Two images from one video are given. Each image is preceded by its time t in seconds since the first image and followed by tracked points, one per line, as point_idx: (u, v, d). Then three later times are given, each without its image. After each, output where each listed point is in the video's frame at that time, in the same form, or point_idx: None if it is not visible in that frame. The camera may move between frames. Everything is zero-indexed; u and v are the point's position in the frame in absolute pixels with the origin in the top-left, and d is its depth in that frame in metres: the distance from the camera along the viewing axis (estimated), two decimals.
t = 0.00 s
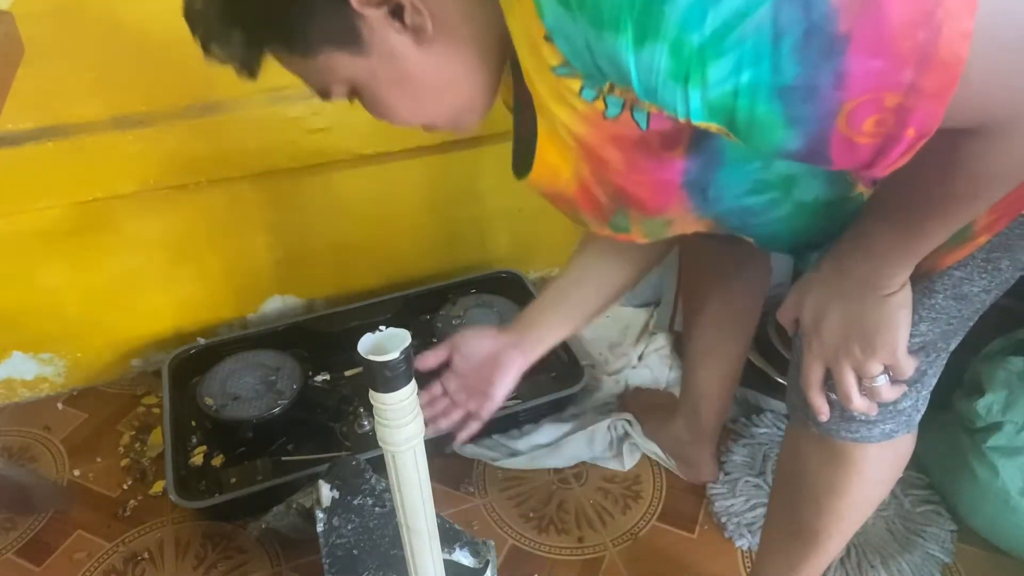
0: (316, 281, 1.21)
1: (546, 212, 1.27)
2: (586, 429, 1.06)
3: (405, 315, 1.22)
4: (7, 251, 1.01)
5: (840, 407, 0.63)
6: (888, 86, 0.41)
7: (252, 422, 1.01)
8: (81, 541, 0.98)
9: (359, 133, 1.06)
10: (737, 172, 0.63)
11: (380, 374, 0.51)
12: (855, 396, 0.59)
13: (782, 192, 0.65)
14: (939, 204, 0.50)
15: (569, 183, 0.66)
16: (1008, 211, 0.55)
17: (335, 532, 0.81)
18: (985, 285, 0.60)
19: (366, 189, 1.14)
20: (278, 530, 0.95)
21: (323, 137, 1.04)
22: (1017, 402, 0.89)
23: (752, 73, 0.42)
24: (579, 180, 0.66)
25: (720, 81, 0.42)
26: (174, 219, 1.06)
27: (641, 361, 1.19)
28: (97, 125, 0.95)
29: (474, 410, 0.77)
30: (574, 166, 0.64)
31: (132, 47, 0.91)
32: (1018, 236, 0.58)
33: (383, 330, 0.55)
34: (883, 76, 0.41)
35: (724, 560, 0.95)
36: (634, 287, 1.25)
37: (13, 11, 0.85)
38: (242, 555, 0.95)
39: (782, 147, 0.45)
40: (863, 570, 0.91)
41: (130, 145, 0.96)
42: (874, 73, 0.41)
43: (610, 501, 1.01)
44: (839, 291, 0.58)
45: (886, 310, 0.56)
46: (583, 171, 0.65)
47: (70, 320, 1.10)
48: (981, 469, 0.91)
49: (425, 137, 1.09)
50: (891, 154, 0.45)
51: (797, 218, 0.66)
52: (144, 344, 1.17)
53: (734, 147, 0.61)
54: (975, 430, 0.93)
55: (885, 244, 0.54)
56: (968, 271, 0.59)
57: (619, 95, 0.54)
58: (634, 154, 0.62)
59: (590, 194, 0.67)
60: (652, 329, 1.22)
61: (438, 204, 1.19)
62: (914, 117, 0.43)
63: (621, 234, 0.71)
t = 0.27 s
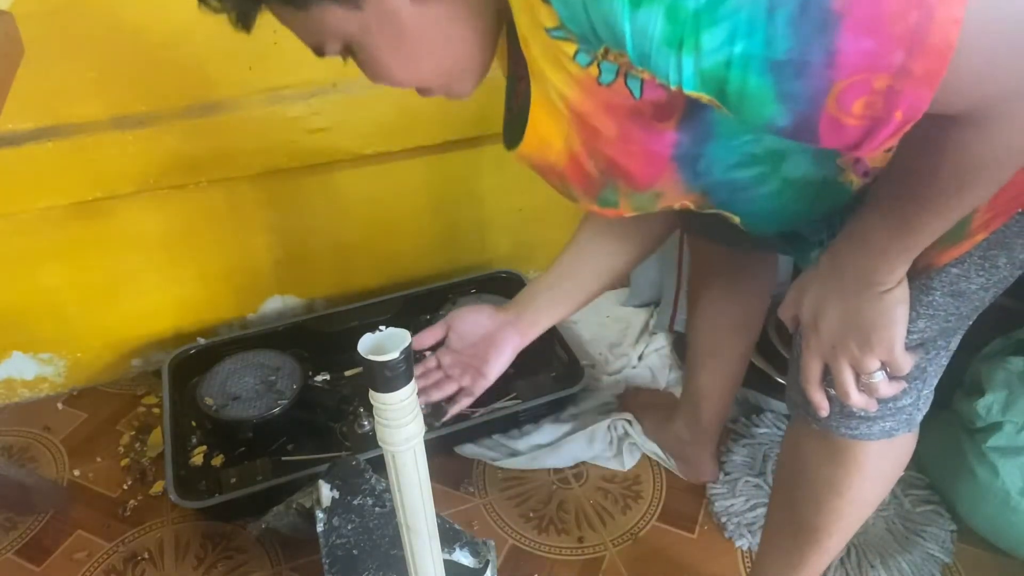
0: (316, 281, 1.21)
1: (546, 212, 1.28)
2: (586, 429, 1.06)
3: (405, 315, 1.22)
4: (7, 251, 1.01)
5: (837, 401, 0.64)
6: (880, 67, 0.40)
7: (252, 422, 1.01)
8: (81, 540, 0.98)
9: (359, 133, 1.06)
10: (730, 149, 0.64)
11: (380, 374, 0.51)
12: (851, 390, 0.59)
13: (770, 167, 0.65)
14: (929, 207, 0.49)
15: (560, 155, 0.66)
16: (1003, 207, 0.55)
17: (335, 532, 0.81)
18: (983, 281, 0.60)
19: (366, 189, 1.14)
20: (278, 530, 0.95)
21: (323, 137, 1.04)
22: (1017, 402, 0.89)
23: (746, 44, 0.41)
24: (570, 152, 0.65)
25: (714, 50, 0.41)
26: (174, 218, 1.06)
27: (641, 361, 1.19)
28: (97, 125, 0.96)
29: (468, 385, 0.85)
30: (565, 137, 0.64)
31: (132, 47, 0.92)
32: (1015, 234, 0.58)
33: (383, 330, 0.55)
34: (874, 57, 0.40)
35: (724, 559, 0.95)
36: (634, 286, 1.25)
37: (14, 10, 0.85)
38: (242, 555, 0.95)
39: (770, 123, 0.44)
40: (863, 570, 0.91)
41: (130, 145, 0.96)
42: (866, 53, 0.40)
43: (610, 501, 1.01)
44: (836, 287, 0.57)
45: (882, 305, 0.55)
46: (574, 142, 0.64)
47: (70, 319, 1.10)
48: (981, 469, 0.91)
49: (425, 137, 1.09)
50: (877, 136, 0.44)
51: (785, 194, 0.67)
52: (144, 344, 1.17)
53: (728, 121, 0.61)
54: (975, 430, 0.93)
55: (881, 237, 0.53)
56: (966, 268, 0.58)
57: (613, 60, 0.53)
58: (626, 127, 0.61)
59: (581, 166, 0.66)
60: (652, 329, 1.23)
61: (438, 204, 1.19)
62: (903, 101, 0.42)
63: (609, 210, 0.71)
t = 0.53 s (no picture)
0: (316, 281, 1.21)
1: (546, 213, 1.28)
2: (586, 429, 1.06)
3: (404, 315, 1.22)
4: (8, 251, 1.01)
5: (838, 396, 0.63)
6: (885, 39, 0.40)
7: (252, 422, 1.01)
8: (81, 541, 0.98)
9: (359, 133, 1.06)
10: (727, 130, 0.61)
11: (380, 374, 0.51)
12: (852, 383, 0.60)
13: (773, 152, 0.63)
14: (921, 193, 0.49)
15: (561, 122, 0.64)
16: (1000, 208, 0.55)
17: (335, 532, 0.81)
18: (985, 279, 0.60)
19: (366, 189, 1.14)
20: (278, 530, 0.95)
21: (322, 137, 1.04)
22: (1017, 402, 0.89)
23: (755, 7, 0.41)
24: (572, 120, 0.63)
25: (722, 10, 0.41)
26: (173, 218, 1.06)
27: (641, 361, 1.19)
28: (97, 125, 0.96)
29: (475, 367, 0.90)
30: (567, 106, 0.62)
31: (132, 46, 0.91)
32: (1011, 232, 0.58)
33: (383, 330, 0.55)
34: (880, 28, 0.39)
35: (723, 559, 0.95)
36: (634, 285, 1.25)
37: (14, 11, 0.85)
38: (242, 555, 0.95)
39: (773, 91, 0.44)
40: (863, 570, 0.91)
41: (130, 145, 0.96)
42: (872, 23, 0.39)
43: (610, 501, 1.01)
44: (835, 281, 0.57)
45: (881, 299, 0.55)
46: (576, 111, 0.62)
47: (70, 319, 1.10)
48: (981, 469, 0.91)
49: (425, 136, 1.09)
50: (879, 108, 0.43)
51: (785, 178, 0.65)
52: (144, 344, 1.17)
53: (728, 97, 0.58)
54: (975, 430, 0.93)
55: (882, 215, 0.52)
56: (963, 264, 0.58)
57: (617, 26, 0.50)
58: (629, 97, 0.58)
59: (582, 136, 0.64)
60: (652, 329, 1.23)
61: (438, 204, 1.19)
62: (906, 75, 0.41)
63: (608, 184, 0.69)
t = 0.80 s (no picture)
0: (316, 281, 1.21)
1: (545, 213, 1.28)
2: (586, 429, 1.06)
3: (404, 315, 1.22)
4: (7, 251, 1.00)
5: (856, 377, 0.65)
6: None
7: (252, 422, 1.01)
8: (81, 541, 0.98)
9: (359, 133, 1.06)
10: (725, 66, 0.53)
11: (380, 374, 0.51)
12: (747, 310, 0.51)
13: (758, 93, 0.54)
14: (898, 157, 0.46)
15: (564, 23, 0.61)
16: (998, 199, 0.56)
17: (335, 532, 0.81)
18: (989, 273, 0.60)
19: (366, 189, 1.14)
20: (278, 530, 0.95)
21: (322, 137, 1.04)
22: (1017, 402, 0.88)
23: None
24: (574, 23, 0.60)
25: None
26: (173, 218, 1.06)
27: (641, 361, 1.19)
28: (97, 125, 0.96)
29: (500, 303, 0.90)
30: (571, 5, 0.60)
31: (131, 46, 0.91)
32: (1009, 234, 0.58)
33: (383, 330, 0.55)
34: None
35: (723, 560, 0.95)
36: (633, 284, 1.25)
37: (13, 11, 0.85)
38: (242, 555, 0.95)
39: None
40: (863, 570, 0.91)
41: (130, 145, 0.96)
42: None
43: (610, 501, 1.01)
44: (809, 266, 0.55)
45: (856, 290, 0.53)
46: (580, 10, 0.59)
47: (70, 319, 1.10)
48: (981, 469, 0.90)
49: (425, 136, 1.09)
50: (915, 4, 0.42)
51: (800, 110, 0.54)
52: (144, 344, 1.17)
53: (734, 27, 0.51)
54: (975, 430, 0.93)
55: (862, 176, 0.48)
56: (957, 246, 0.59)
57: None
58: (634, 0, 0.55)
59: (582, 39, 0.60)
60: (652, 329, 1.23)
61: (437, 204, 1.19)
62: None
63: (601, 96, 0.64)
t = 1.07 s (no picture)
0: (316, 281, 1.21)
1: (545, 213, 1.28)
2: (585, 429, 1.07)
3: (405, 315, 1.22)
4: (7, 251, 1.00)
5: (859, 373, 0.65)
6: None
7: (253, 422, 1.01)
8: (81, 541, 0.98)
9: (359, 133, 1.05)
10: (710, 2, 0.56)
11: (380, 374, 0.51)
12: (593, 297, 0.58)
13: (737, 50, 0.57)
14: (847, 127, 0.48)
15: None
16: (997, 199, 0.56)
17: (335, 532, 0.81)
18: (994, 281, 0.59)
19: (367, 189, 1.14)
20: (279, 530, 0.95)
21: (323, 137, 1.04)
22: (1017, 402, 0.88)
23: None
24: None
25: None
26: (174, 218, 1.06)
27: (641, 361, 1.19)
28: (97, 125, 0.96)
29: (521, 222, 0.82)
30: None
31: (131, 47, 0.91)
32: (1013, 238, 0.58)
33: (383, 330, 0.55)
34: None
35: (723, 560, 0.95)
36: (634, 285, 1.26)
37: (13, 10, 0.85)
38: (242, 555, 0.95)
39: None
40: (863, 570, 0.91)
41: (130, 144, 0.96)
42: None
43: (610, 501, 1.01)
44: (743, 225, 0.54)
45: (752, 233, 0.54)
46: None
47: (69, 319, 1.10)
48: (981, 469, 0.91)
49: (426, 136, 1.09)
50: None
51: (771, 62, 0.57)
52: (144, 344, 1.17)
53: None
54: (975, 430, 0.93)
55: (808, 137, 0.50)
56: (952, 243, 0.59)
57: None
58: None
59: None
60: (653, 329, 1.23)
61: (437, 204, 1.19)
62: None
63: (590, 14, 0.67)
